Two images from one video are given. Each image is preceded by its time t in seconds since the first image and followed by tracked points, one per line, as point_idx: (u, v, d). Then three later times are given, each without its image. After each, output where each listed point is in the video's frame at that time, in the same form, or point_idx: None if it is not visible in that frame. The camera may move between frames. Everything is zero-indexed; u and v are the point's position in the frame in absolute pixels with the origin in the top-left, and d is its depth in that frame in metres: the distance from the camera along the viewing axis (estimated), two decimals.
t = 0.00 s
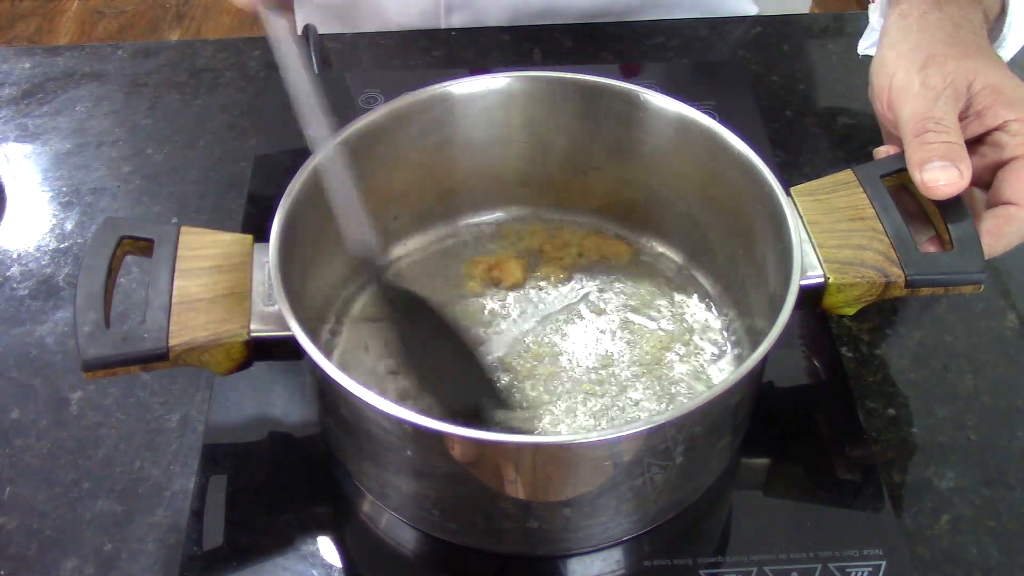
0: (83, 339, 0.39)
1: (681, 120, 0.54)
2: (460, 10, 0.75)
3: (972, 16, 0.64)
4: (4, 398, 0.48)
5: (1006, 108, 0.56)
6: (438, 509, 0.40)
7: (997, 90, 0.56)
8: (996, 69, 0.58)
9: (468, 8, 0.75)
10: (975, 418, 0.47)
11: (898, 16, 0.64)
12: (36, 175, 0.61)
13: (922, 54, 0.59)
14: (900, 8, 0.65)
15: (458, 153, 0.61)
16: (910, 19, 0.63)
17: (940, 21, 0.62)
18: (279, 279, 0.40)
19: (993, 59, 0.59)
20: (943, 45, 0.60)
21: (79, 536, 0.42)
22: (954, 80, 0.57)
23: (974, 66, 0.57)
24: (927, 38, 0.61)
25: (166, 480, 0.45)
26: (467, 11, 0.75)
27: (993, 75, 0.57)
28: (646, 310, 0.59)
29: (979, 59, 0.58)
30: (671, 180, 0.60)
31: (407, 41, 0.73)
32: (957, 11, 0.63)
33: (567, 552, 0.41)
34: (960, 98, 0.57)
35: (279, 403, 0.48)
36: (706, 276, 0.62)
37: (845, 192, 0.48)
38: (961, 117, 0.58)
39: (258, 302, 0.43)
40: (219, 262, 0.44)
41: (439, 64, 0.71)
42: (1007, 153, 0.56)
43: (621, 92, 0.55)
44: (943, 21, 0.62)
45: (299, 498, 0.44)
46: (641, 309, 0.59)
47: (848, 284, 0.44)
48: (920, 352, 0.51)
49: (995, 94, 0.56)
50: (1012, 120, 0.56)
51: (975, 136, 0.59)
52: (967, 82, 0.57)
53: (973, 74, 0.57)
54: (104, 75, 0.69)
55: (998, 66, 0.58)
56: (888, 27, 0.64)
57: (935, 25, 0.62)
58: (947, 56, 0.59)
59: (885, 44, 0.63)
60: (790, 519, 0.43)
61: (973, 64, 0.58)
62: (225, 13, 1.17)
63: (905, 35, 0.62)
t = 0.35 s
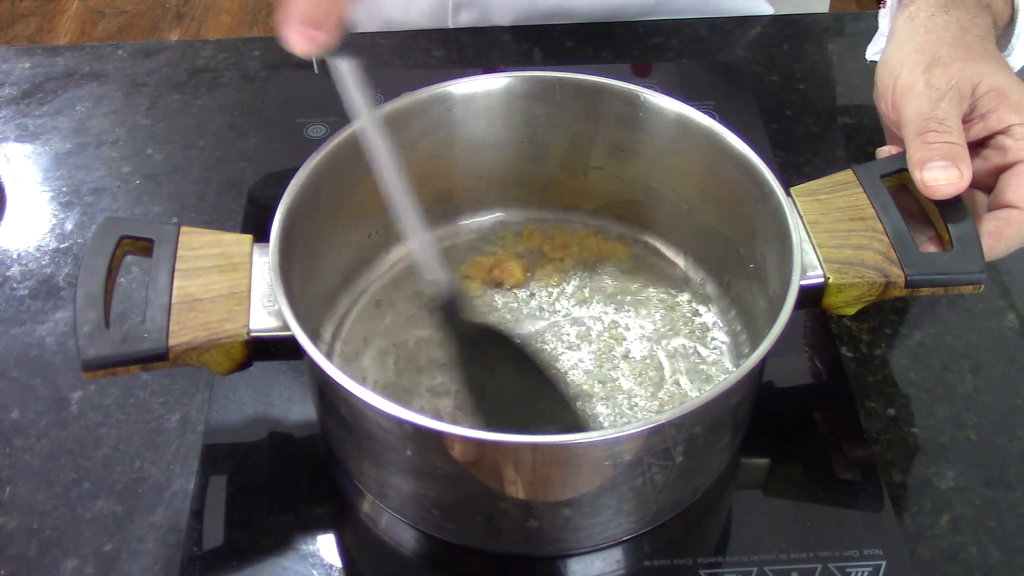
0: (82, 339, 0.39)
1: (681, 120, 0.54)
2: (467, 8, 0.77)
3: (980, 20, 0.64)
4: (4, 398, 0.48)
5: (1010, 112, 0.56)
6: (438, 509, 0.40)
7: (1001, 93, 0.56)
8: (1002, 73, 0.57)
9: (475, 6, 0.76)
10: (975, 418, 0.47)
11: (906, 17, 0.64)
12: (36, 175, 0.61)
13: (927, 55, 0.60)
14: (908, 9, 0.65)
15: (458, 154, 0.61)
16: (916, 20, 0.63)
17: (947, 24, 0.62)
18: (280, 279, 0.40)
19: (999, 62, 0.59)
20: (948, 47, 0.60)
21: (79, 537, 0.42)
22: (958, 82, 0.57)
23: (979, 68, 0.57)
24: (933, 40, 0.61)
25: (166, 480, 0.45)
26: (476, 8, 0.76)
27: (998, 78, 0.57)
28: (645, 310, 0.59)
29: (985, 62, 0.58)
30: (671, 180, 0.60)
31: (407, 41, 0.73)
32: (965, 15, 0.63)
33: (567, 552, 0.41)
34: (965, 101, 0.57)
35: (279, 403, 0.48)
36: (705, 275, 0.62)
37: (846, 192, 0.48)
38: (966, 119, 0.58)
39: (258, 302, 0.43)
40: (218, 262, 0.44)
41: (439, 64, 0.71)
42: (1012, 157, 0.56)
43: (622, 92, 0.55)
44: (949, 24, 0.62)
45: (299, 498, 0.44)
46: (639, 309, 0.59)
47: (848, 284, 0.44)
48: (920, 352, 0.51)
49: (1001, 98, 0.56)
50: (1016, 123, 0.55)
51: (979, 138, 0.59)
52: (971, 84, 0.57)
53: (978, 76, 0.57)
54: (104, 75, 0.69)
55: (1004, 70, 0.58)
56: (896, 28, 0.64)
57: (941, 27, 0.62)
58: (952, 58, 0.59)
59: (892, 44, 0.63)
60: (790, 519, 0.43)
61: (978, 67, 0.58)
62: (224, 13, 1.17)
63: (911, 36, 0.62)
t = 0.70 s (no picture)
0: (82, 340, 0.39)
1: (681, 120, 0.54)
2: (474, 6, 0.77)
3: (989, 21, 0.64)
4: (4, 398, 0.48)
5: (1014, 113, 0.55)
6: (438, 509, 0.40)
7: (1006, 95, 0.56)
8: (1008, 75, 0.58)
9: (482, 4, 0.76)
10: (975, 418, 0.47)
11: (914, 17, 0.64)
12: (36, 175, 0.61)
13: (933, 54, 0.60)
14: (916, 9, 0.65)
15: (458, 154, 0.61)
16: (924, 20, 0.63)
17: (954, 24, 0.62)
18: (279, 280, 0.40)
19: (1005, 64, 0.59)
20: (955, 47, 0.60)
21: (79, 537, 0.42)
22: (964, 82, 0.57)
23: (985, 69, 0.58)
24: (940, 40, 0.61)
25: (166, 480, 0.45)
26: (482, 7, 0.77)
27: (1004, 79, 0.57)
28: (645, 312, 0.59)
29: (991, 63, 0.58)
30: (671, 181, 0.60)
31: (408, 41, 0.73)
32: (973, 15, 0.64)
33: (567, 552, 0.41)
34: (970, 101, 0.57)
35: (279, 403, 0.48)
36: (704, 275, 0.62)
37: (846, 192, 0.48)
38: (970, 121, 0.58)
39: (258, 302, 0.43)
40: (219, 262, 0.44)
41: (439, 64, 0.71)
42: (1015, 158, 0.56)
43: (622, 93, 0.55)
44: (958, 24, 0.62)
45: (299, 499, 0.44)
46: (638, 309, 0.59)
47: (848, 284, 0.44)
48: (921, 352, 0.51)
49: (1007, 99, 0.56)
50: (1020, 124, 0.55)
51: (982, 139, 0.58)
52: (977, 84, 0.57)
53: (984, 77, 0.57)
54: (104, 75, 0.69)
55: (1011, 72, 0.58)
56: (903, 26, 0.64)
57: (949, 27, 0.62)
58: (958, 58, 0.59)
59: (898, 43, 0.63)
60: (790, 519, 0.43)
61: (984, 68, 0.58)
62: (225, 13, 1.17)
63: (919, 34, 0.62)
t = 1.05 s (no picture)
0: (82, 341, 0.39)
1: (681, 120, 0.54)
2: (478, 8, 0.77)
3: (988, 17, 0.64)
4: (4, 398, 0.48)
5: (1014, 110, 0.56)
6: (438, 509, 0.40)
7: (1006, 92, 0.56)
8: (1008, 71, 0.58)
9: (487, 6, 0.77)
10: (975, 418, 0.47)
11: (913, 13, 0.64)
12: (36, 175, 0.61)
13: (933, 52, 0.60)
14: (915, 5, 0.65)
15: (457, 154, 0.61)
16: (924, 17, 0.63)
17: (954, 20, 0.62)
18: (279, 280, 0.40)
19: (1005, 61, 0.59)
20: (955, 44, 0.60)
21: (79, 537, 0.42)
22: (964, 80, 0.57)
23: (985, 66, 0.58)
24: (939, 37, 0.61)
25: (166, 480, 0.45)
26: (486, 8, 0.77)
27: (1004, 77, 0.57)
28: (645, 313, 0.59)
29: (991, 60, 0.58)
30: (671, 181, 0.60)
31: (408, 41, 0.73)
32: (973, 12, 0.64)
33: (567, 552, 0.41)
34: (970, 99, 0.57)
35: (280, 403, 0.48)
36: (704, 274, 0.63)
37: (846, 192, 0.48)
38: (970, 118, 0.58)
39: (259, 302, 0.43)
40: (219, 263, 0.44)
41: (439, 64, 0.71)
42: (1015, 155, 0.56)
43: (622, 93, 0.55)
44: (957, 21, 0.62)
45: (299, 499, 0.44)
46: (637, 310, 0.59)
47: (848, 283, 0.44)
48: (921, 352, 0.51)
49: (1009, 96, 0.56)
50: (1020, 121, 0.55)
51: (982, 137, 0.59)
52: (977, 82, 0.57)
53: (984, 74, 0.57)
54: (104, 76, 0.69)
55: (1010, 67, 0.58)
56: (902, 23, 0.65)
57: (949, 24, 0.62)
58: (958, 56, 0.59)
59: (898, 41, 0.63)
60: (789, 519, 0.43)
61: (983, 65, 0.58)
62: (225, 13, 1.17)
63: (919, 32, 0.62)
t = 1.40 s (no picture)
0: (82, 341, 0.39)
1: (681, 120, 0.54)
2: (459, 4, 0.77)
3: (980, 14, 0.64)
4: (4, 398, 0.48)
5: (1009, 109, 0.56)
6: (438, 510, 0.40)
7: (1001, 91, 0.57)
8: (1000, 69, 0.58)
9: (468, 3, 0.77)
10: (975, 418, 0.47)
11: (905, 13, 0.64)
12: (36, 175, 0.61)
13: (925, 52, 0.59)
14: (906, 5, 0.65)
15: (457, 154, 0.61)
16: (916, 16, 0.63)
17: (946, 19, 0.63)
18: (279, 280, 0.40)
19: (998, 58, 0.59)
20: (949, 43, 0.60)
21: (79, 537, 0.42)
22: (959, 79, 0.57)
23: (978, 65, 0.58)
24: (932, 36, 0.61)
25: (166, 480, 0.45)
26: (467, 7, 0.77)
27: (998, 75, 0.57)
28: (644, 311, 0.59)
29: (984, 58, 0.58)
30: (670, 180, 0.60)
31: (407, 40, 0.73)
32: (965, 10, 0.64)
33: (567, 552, 0.41)
34: (965, 98, 0.57)
35: (280, 403, 0.48)
36: (704, 274, 0.62)
37: (846, 192, 0.48)
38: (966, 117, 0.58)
39: (258, 303, 0.43)
40: (218, 263, 0.44)
41: (438, 64, 0.71)
42: (1012, 154, 0.56)
43: (621, 93, 0.55)
44: (949, 19, 0.62)
45: (299, 498, 0.44)
46: (638, 309, 0.59)
47: (848, 283, 0.44)
48: (921, 352, 0.51)
49: (1004, 94, 0.56)
50: (1016, 120, 0.56)
51: (978, 136, 0.59)
52: (972, 80, 0.57)
53: (978, 73, 0.57)
54: (104, 75, 0.69)
55: (1002, 64, 0.58)
56: (895, 23, 0.65)
57: (941, 23, 0.62)
58: (952, 55, 0.59)
59: (890, 42, 0.63)
60: (790, 519, 0.43)
61: (977, 64, 0.58)
62: (224, 13, 1.17)
63: (912, 32, 0.62)
